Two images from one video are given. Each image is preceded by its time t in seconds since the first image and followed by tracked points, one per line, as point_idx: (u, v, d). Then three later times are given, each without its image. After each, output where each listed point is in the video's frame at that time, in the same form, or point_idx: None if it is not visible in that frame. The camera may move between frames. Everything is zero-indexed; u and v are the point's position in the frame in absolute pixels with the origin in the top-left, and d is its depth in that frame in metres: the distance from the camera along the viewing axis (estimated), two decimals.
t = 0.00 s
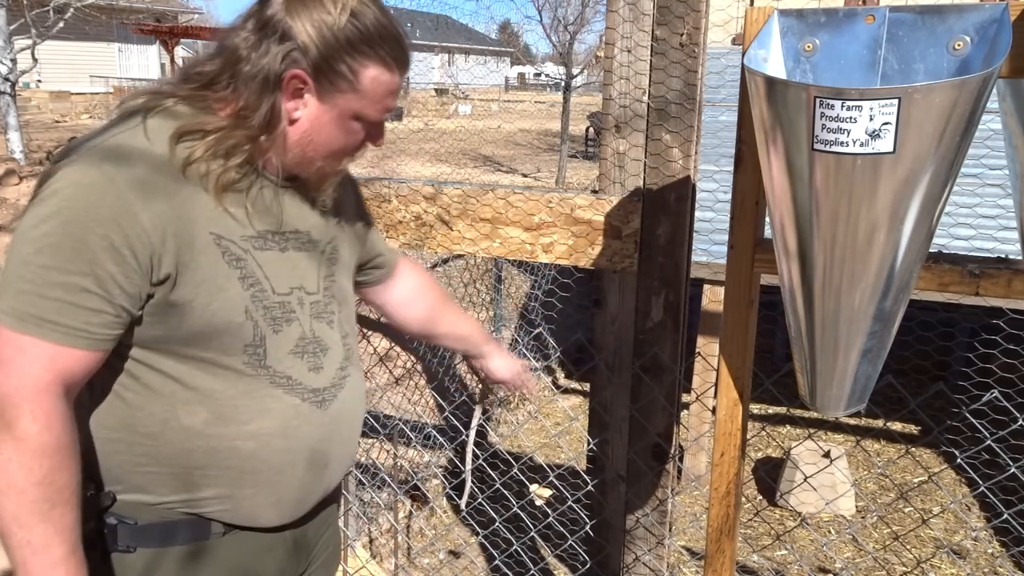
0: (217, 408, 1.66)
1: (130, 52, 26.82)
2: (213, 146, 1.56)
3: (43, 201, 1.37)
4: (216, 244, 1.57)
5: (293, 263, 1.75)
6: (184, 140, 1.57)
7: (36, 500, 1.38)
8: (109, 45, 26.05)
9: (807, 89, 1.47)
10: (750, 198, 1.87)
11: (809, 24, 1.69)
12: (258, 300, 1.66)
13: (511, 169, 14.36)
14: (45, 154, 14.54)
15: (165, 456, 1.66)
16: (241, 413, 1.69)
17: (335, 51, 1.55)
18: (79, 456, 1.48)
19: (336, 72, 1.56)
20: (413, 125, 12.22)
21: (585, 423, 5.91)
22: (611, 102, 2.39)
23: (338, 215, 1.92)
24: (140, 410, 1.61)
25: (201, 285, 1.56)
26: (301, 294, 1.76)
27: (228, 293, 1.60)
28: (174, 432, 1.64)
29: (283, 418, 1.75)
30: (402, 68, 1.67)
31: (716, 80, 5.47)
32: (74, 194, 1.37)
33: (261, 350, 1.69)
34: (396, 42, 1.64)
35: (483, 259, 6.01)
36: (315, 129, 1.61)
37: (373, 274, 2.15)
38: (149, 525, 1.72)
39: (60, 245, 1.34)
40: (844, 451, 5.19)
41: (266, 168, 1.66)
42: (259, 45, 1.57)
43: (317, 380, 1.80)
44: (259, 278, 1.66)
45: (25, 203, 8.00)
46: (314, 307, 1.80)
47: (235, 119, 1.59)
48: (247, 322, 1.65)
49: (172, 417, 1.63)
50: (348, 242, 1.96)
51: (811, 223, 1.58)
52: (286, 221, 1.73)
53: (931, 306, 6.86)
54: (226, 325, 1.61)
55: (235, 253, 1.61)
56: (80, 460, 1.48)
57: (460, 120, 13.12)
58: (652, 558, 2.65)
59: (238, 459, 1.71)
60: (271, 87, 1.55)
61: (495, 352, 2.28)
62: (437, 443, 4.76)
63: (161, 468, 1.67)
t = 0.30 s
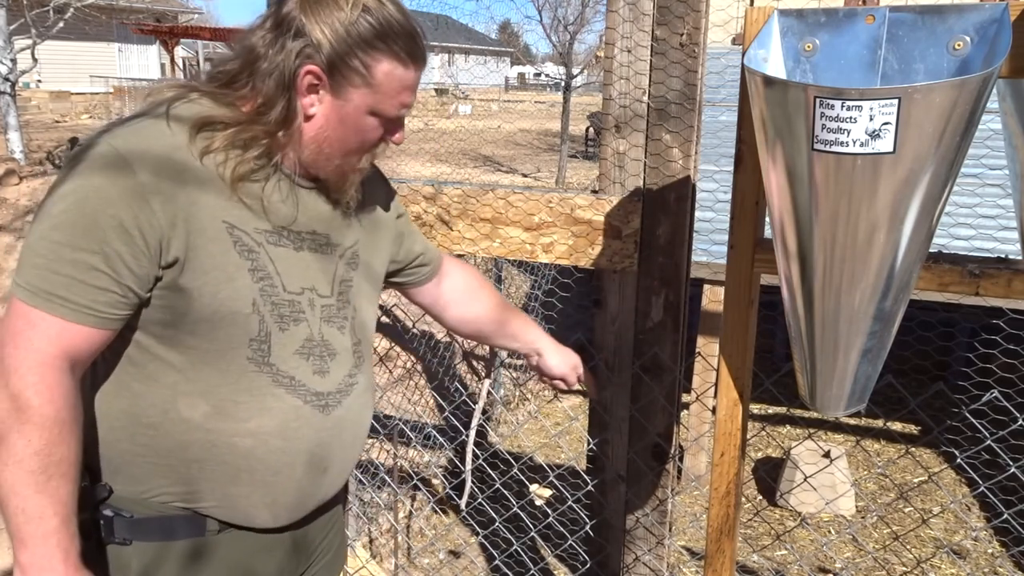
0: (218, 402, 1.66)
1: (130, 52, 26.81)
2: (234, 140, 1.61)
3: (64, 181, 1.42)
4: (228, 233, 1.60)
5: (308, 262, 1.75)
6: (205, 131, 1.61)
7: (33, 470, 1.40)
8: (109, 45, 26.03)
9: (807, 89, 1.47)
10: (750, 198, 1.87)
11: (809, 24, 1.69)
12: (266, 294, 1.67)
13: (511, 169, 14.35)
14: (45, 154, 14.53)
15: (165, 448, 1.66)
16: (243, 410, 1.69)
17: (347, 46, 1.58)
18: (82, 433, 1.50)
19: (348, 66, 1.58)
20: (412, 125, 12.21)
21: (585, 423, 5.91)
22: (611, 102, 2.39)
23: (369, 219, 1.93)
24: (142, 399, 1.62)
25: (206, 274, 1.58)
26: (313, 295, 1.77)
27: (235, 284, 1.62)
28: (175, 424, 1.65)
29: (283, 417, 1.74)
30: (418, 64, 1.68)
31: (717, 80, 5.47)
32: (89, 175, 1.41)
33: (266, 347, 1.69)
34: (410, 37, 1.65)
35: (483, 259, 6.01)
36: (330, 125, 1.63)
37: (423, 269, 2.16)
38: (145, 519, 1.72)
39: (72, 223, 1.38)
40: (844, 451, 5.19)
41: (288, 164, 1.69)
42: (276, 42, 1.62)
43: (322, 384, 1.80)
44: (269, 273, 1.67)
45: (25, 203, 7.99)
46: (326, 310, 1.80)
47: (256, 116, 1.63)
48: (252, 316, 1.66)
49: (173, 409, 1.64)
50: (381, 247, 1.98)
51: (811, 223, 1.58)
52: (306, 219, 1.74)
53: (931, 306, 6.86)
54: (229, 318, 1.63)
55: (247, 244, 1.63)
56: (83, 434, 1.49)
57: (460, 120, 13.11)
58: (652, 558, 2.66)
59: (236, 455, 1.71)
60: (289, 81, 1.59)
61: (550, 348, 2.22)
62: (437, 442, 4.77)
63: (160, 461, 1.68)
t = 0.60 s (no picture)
0: (214, 402, 1.66)
1: (130, 52, 26.82)
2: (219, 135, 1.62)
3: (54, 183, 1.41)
4: (220, 233, 1.60)
5: (300, 261, 1.76)
6: (193, 130, 1.62)
7: (28, 476, 1.40)
8: (109, 45, 26.03)
9: (807, 89, 1.48)
10: (750, 198, 1.87)
11: (809, 24, 1.70)
12: (260, 294, 1.67)
13: (511, 169, 14.35)
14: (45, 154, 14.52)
15: (162, 448, 1.66)
16: (237, 411, 1.69)
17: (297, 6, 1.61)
18: (77, 438, 1.50)
19: (296, 22, 1.60)
20: (412, 125, 12.22)
21: (584, 423, 5.91)
22: (611, 102, 2.39)
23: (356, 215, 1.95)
24: (139, 399, 1.63)
25: (201, 273, 1.58)
26: (307, 293, 1.77)
27: (229, 283, 1.62)
28: (172, 424, 1.65)
29: (279, 418, 1.75)
30: (378, 29, 1.68)
31: (717, 80, 5.47)
32: (80, 177, 1.41)
33: (261, 347, 1.69)
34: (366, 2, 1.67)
35: (483, 259, 6.01)
36: (285, 86, 1.60)
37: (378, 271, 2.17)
38: (143, 517, 1.73)
39: (63, 226, 1.38)
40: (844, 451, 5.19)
41: (262, 144, 1.68)
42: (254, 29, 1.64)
43: (317, 384, 1.80)
44: (262, 273, 1.67)
45: (25, 203, 8.00)
46: (320, 309, 1.81)
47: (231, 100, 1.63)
48: (247, 316, 1.66)
49: (170, 409, 1.64)
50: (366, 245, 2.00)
51: (810, 224, 1.58)
52: (295, 218, 1.75)
53: (931, 306, 6.87)
54: (223, 318, 1.63)
55: (240, 243, 1.64)
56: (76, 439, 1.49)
57: (460, 120, 13.11)
58: (652, 558, 2.66)
59: (233, 455, 1.71)
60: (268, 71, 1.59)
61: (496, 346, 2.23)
62: (437, 443, 4.77)
63: (158, 460, 1.68)
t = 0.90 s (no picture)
0: (209, 402, 1.67)
1: (130, 52, 26.82)
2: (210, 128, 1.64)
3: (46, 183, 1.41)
4: (213, 233, 1.60)
5: (293, 261, 1.77)
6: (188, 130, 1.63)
7: (23, 473, 1.39)
8: (109, 45, 26.03)
9: (807, 89, 1.48)
10: (750, 198, 1.87)
11: (809, 24, 1.70)
12: (254, 293, 1.68)
13: (511, 169, 14.35)
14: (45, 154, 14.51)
15: (160, 447, 1.67)
16: (232, 410, 1.69)
17: None
18: (73, 436, 1.50)
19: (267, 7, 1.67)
20: (412, 125, 12.21)
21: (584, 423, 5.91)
22: (611, 102, 2.39)
23: (350, 217, 1.96)
24: (136, 398, 1.63)
25: (196, 272, 1.59)
26: (302, 293, 1.78)
27: (223, 283, 1.62)
28: (168, 423, 1.65)
29: (273, 417, 1.75)
30: (348, 25, 1.68)
31: (716, 80, 5.47)
32: (72, 178, 1.41)
33: (255, 347, 1.70)
34: None
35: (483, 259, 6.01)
36: (246, 68, 1.68)
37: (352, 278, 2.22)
38: (143, 515, 1.73)
39: (55, 226, 1.38)
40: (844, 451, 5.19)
41: (239, 130, 1.70)
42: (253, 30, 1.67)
43: (312, 383, 1.81)
44: (255, 272, 1.68)
45: (25, 204, 7.99)
46: (315, 308, 1.81)
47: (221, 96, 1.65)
48: (240, 316, 1.66)
49: (166, 408, 1.64)
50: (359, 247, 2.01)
51: (810, 223, 1.58)
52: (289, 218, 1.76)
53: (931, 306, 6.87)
54: (217, 317, 1.63)
55: (233, 244, 1.64)
56: (73, 438, 1.49)
57: (460, 120, 13.11)
58: (652, 558, 2.66)
59: (229, 454, 1.71)
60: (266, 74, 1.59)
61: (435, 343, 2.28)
62: (437, 443, 4.77)
63: (155, 459, 1.68)
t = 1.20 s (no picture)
0: (211, 401, 1.67)
1: (130, 52, 26.84)
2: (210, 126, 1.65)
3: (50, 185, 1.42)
4: (212, 235, 1.60)
5: (296, 261, 1.77)
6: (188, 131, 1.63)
7: (19, 474, 1.40)
8: (109, 45, 26.04)
9: (807, 89, 1.47)
10: (750, 198, 1.87)
11: (809, 24, 1.70)
12: (255, 294, 1.68)
13: (511, 169, 14.34)
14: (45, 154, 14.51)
15: (163, 445, 1.67)
16: (234, 410, 1.69)
17: None
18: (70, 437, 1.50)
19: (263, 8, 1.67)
20: (412, 124, 12.21)
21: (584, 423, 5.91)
22: (611, 102, 2.39)
23: (356, 216, 1.97)
24: (139, 398, 1.63)
25: (196, 273, 1.59)
26: (304, 292, 1.78)
27: (225, 284, 1.62)
28: (171, 422, 1.65)
29: (275, 417, 1.74)
30: (340, 24, 1.66)
31: (716, 80, 5.47)
32: (72, 181, 1.41)
33: (256, 346, 1.70)
34: None
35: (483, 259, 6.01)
36: (242, 69, 1.69)
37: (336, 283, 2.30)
38: (152, 510, 1.73)
39: (54, 231, 1.38)
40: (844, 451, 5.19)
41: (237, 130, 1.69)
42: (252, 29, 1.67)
43: (315, 382, 1.81)
44: (256, 273, 1.68)
45: (24, 203, 7.98)
46: (319, 307, 1.81)
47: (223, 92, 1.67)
48: (241, 316, 1.66)
49: (169, 407, 1.64)
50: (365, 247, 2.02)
51: (810, 223, 1.58)
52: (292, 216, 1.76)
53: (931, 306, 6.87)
54: (218, 317, 1.63)
55: (233, 246, 1.64)
56: (70, 439, 1.49)
57: (460, 120, 13.11)
58: (652, 558, 2.66)
59: (232, 453, 1.71)
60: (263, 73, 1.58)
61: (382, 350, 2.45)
62: (436, 443, 4.77)
63: (159, 458, 1.68)
